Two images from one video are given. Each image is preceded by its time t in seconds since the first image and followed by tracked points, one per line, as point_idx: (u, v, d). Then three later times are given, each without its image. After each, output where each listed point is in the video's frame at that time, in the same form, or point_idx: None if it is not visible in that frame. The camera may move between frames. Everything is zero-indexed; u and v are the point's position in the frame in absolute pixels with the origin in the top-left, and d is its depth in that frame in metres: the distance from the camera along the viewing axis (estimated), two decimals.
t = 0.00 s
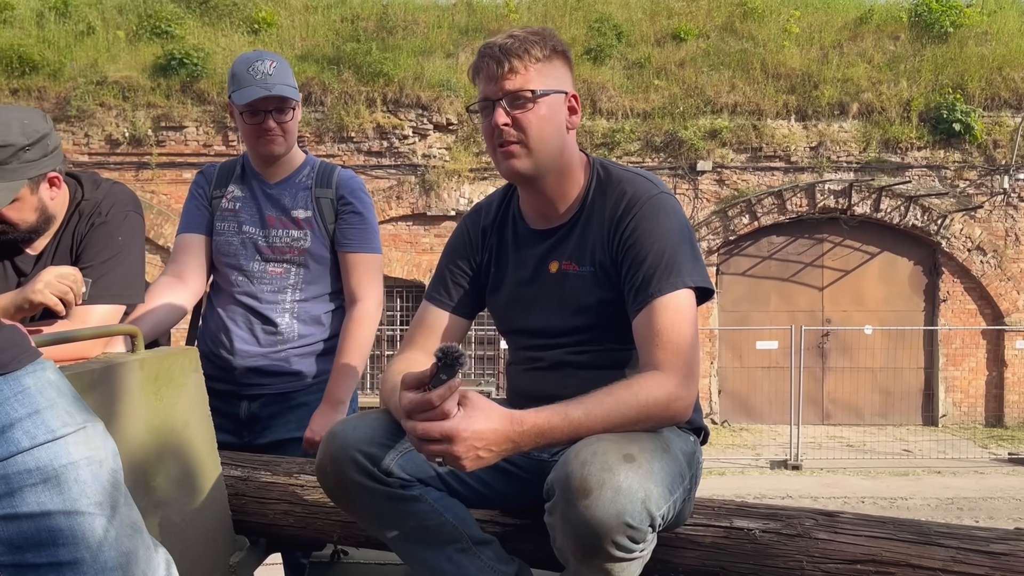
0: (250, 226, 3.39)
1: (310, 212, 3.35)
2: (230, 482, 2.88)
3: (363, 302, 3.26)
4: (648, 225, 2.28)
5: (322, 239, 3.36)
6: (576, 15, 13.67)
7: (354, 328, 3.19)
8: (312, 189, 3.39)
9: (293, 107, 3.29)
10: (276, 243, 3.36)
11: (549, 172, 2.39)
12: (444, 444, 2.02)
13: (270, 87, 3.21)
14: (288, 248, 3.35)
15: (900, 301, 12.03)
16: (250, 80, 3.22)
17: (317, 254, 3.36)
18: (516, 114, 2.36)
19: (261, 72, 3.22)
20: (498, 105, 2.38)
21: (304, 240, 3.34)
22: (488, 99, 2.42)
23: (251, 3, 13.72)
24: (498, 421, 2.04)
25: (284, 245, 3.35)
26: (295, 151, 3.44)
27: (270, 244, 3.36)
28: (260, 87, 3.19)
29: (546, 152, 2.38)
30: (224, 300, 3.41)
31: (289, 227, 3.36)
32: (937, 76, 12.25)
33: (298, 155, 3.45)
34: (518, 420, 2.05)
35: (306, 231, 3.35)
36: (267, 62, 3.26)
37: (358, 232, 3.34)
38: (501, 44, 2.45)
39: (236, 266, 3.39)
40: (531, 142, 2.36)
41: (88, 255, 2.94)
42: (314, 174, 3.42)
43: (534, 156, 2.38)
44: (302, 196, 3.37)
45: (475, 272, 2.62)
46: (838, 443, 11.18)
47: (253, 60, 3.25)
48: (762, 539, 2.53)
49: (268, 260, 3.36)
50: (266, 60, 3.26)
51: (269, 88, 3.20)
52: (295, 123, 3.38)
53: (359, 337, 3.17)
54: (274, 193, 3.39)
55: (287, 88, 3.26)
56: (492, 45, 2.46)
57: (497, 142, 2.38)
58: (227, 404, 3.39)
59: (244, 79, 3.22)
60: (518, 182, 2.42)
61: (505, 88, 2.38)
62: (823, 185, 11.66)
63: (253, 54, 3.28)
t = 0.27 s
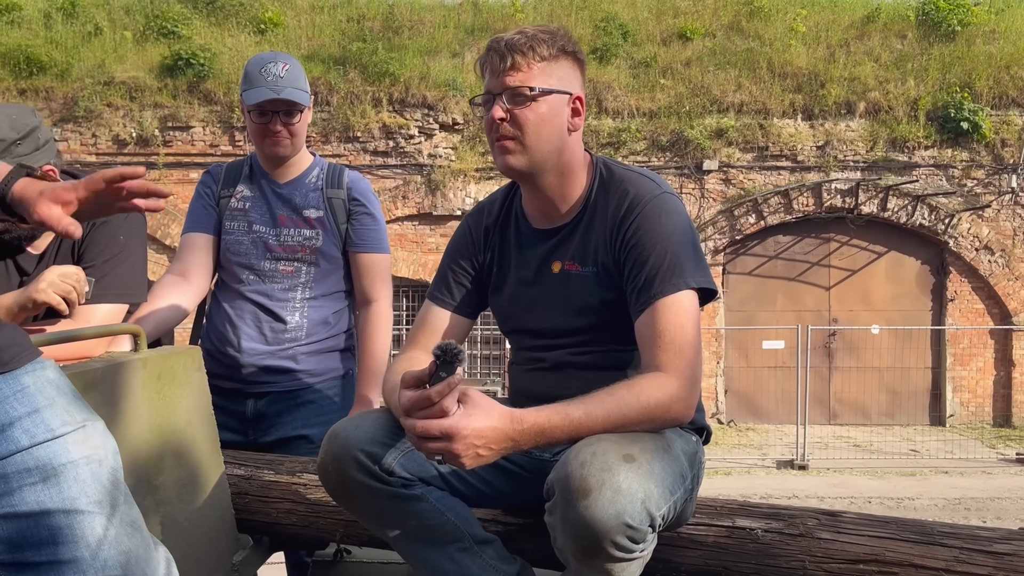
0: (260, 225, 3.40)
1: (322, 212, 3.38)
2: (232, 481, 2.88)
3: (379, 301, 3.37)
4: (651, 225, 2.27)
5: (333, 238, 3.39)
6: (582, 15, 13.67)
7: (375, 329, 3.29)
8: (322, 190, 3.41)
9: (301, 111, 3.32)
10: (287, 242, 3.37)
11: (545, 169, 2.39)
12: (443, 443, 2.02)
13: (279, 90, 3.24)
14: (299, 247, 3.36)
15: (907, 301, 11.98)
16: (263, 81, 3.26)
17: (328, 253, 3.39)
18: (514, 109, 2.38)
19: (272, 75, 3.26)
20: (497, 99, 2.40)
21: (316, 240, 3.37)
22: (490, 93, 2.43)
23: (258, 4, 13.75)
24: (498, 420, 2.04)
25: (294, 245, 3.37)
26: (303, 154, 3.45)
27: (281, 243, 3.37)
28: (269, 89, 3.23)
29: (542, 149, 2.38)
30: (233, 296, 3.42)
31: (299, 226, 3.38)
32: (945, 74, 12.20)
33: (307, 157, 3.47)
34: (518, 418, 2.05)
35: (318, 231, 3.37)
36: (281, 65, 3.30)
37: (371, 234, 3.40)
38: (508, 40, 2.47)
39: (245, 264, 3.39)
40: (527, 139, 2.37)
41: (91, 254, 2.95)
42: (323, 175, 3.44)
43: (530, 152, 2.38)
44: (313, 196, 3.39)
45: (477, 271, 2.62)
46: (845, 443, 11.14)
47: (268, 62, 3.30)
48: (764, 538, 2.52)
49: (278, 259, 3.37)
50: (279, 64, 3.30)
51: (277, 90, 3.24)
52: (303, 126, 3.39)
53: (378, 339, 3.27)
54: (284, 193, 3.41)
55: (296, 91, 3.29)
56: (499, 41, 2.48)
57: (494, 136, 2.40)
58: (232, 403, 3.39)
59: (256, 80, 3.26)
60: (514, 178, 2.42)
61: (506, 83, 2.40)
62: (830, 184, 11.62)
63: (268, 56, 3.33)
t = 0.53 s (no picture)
0: (276, 225, 3.40)
1: (339, 213, 3.40)
2: (241, 479, 2.90)
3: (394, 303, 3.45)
4: (660, 225, 2.27)
5: (350, 239, 3.42)
6: (592, 14, 13.66)
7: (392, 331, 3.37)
8: (339, 191, 3.45)
9: (273, 103, 3.34)
10: (303, 242, 3.37)
11: (538, 174, 2.40)
12: (450, 440, 2.02)
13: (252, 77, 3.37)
14: (316, 247, 3.37)
15: (919, 301, 11.91)
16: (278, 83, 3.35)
17: (343, 253, 3.41)
18: (503, 114, 2.39)
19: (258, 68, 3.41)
20: (489, 104, 2.42)
21: (332, 240, 3.38)
22: (485, 96, 2.46)
23: (269, 4, 13.80)
24: (504, 418, 2.04)
25: (311, 244, 3.37)
26: (318, 155, 3.48)
27: (297, 242, 3.37)
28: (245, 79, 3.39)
29: (531, 155, 2.39)
30: (246, 295, 3.42)
31: (317, 226, 3.39)
32: (958, 73, 12.12)
33: (321, 159, 3.50)
34: (525, 417, 2.06)
35: (334, 231, 3.39)
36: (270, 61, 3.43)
37: (386, 235, 3.46)
38: (508, 42, 2.47)
39: (261, 262, 3.39)
40: (517, 145, 2.39)
41: (100, 254, 2.97)
42: (340, 176, 3.47)
43: (517, 157, 2.40)
44: (330, 197, 3.42)
45: (484, 271, 2.63)
46: (856, 443, 11.08)
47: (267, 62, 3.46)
48: (772, 538, 2.51)
49: (294, 259, 3.37)
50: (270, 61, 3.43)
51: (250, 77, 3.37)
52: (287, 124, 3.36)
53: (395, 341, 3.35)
54: (301, 193, 3.42)
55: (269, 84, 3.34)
56: (498, 43, 2.48)
57: (490, 138, 2.43)
58: (242, 401, 3.40)
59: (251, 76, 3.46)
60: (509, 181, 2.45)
61: (498, 87, 2.41)
62: (842, 183, 11.57)
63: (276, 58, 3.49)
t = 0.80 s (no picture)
0: (293, 226, 3.43)
1: (354, 213, 3.42)
2: (258, 478, 2.92)
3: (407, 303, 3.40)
4: (674, 226, 2.26)
5: (365, 240, 3.43)
6: (607, 13, 13.64)
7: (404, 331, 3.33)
8: (354, 191, 3.46)
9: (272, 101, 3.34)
10: (319, 243, 3.40)
11: (546, 180, 2.43)
12: (463, 441, 2.03)
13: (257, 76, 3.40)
14: (331, 248, 3.40)
15: (938, 300, 11.80)
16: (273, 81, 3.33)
17: (358, 254, 3.42)
18: (508, 122, 2.44)
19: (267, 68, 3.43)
20: (496, 112, 2.48)
21: (347, 241, 3.40)
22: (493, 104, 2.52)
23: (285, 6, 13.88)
24: (518, 418, 2.05)
25: (326, 245, 3.40)
26: (334, 154, 3.51)
27: (312, 243, 3.40)
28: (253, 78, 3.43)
29: (538, 161, 2.43)
30: (263, 296, 3.45)
31: (332, 227, 3.41)
32: (977, 70, 12.01)
33: (337, 160, 3.52)
34: (538, 417, 2.06)
35: (349, 232, 3.41)
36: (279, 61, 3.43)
37: (401, 234, 3.45)
38: (513, 50, 2.52)
39: (278, 263, 3.42)
40: (524, 152, 2.44)
41: (119, 255, 3.01)
42: (355, 176, 3.48)
43: (524, 164, 2.45)
44: (346, 197, 3.44)
45: (497, 273, 2.63)
46: (874, 444, 11.00)
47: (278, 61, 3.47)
48: (787, 540, 2.51)
49: (310, 259, 3.40)
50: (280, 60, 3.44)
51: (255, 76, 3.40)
52: (285, 125, 3.37)
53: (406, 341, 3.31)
54: (316, 194, 3.45)
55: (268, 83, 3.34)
56: (505, 51, 2.53)
57: (500, 146, 2.48)
58: (260, 401, 3.43)
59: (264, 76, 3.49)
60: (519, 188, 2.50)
61: (505, 95, 2.46)
62: (859, 183, 11.49)
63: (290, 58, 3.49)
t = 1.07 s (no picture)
0: (312, 228, 3.46)
1: (371, 213, 3.43)
2: (281, 477, 2.95)
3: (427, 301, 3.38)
4: (693, 227, 2.26)
5: (383, 239, 3.43)
6: (627, 12, 13.61)
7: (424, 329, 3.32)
8: (372, 191, 3.47)
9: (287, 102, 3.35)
10: (337, 244, 3.43)
11: (563, 181, 2.45)
12: (485, 442, 2.04)
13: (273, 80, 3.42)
14: (349, 248, 3.42)
15: (963, 300, 11.66)
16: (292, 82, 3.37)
17: (377, 254, 3.42)
18: (527, 122, 2.46)
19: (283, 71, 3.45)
20: (515, 112, 2.50)
21: (365, 241, 3.41)
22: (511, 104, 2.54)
23: (306, 7, 13.96)
24: (539, 419, 2.06)
25: (344, 246, 3.42)
26: (353, 154, 3.52)
27: (331, 244, 3.43)
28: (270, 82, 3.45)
29: (557, 163, 2.44)
30: (284, 297, 3.49)
31: (350, 228, 3.43)
32: (1002, 67, 11.87)
33: (356, 160, 3.54)
34: (560, 419, 2.07)
35: (367, 232, 3.42)
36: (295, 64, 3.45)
37: (420, 232, 3.43)
38: (532, 50, 2.52)
39: (298, 265, 3.46)
40: (542, 152, 2.45)
41: (146, 256, 3.06)
42: (373, 176, 3.49)
43: (542, 164, 2.46)
44: (363, 197, 3.45)
45: (516, 273, 2.64)
46: (897, 445, 10.89)
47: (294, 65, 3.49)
48: (809, 541, 2.50)
49: (329, 260, 3.43)
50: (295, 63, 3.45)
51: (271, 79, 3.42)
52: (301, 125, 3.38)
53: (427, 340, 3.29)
54: (335, 195, 3.47)
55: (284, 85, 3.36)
56: (523, 51, 2.54)
57: (519, 145, 2.50)
58: (284, 401, 3.47)
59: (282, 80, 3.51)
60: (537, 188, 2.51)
61: (523, 95, 2.47)
62: (882, 181, 11.38)
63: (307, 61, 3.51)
